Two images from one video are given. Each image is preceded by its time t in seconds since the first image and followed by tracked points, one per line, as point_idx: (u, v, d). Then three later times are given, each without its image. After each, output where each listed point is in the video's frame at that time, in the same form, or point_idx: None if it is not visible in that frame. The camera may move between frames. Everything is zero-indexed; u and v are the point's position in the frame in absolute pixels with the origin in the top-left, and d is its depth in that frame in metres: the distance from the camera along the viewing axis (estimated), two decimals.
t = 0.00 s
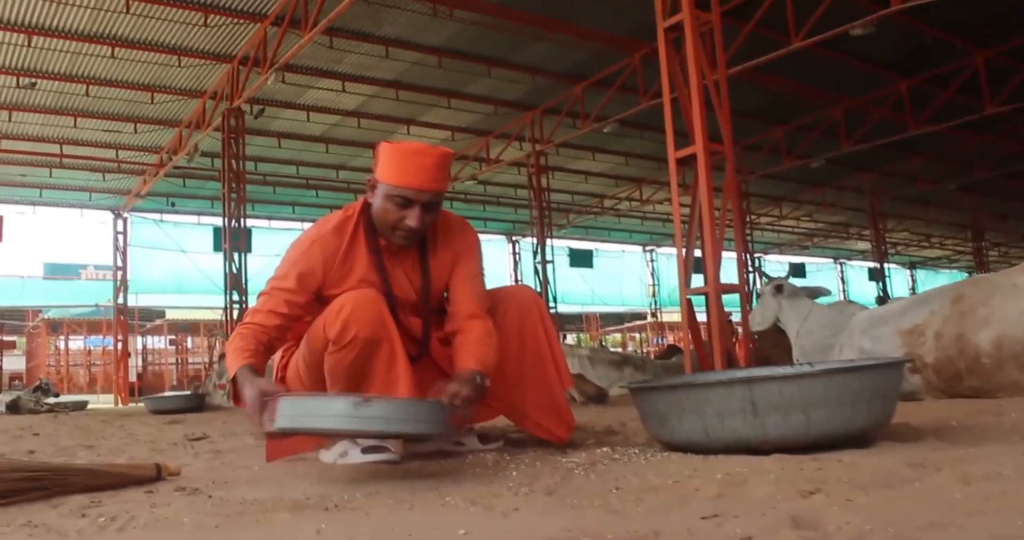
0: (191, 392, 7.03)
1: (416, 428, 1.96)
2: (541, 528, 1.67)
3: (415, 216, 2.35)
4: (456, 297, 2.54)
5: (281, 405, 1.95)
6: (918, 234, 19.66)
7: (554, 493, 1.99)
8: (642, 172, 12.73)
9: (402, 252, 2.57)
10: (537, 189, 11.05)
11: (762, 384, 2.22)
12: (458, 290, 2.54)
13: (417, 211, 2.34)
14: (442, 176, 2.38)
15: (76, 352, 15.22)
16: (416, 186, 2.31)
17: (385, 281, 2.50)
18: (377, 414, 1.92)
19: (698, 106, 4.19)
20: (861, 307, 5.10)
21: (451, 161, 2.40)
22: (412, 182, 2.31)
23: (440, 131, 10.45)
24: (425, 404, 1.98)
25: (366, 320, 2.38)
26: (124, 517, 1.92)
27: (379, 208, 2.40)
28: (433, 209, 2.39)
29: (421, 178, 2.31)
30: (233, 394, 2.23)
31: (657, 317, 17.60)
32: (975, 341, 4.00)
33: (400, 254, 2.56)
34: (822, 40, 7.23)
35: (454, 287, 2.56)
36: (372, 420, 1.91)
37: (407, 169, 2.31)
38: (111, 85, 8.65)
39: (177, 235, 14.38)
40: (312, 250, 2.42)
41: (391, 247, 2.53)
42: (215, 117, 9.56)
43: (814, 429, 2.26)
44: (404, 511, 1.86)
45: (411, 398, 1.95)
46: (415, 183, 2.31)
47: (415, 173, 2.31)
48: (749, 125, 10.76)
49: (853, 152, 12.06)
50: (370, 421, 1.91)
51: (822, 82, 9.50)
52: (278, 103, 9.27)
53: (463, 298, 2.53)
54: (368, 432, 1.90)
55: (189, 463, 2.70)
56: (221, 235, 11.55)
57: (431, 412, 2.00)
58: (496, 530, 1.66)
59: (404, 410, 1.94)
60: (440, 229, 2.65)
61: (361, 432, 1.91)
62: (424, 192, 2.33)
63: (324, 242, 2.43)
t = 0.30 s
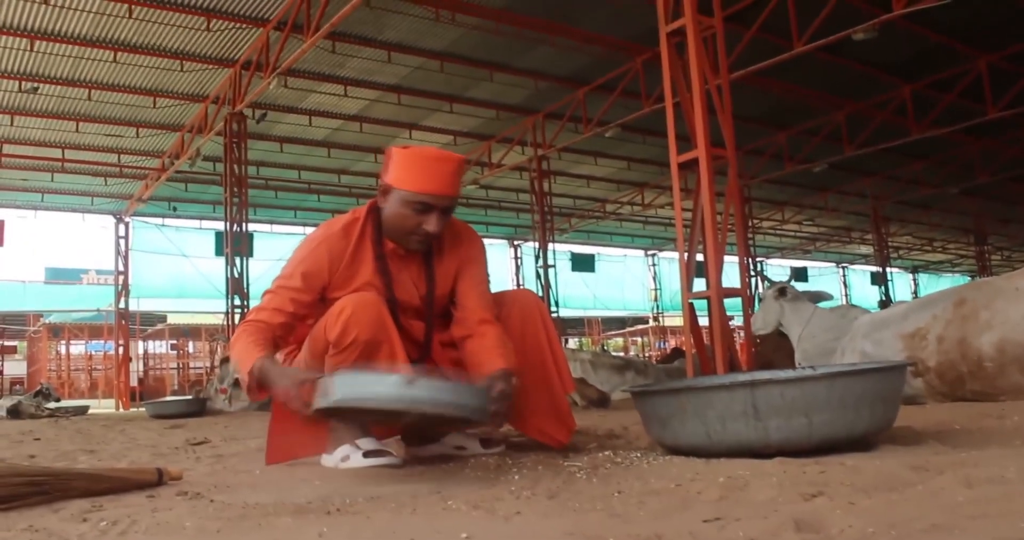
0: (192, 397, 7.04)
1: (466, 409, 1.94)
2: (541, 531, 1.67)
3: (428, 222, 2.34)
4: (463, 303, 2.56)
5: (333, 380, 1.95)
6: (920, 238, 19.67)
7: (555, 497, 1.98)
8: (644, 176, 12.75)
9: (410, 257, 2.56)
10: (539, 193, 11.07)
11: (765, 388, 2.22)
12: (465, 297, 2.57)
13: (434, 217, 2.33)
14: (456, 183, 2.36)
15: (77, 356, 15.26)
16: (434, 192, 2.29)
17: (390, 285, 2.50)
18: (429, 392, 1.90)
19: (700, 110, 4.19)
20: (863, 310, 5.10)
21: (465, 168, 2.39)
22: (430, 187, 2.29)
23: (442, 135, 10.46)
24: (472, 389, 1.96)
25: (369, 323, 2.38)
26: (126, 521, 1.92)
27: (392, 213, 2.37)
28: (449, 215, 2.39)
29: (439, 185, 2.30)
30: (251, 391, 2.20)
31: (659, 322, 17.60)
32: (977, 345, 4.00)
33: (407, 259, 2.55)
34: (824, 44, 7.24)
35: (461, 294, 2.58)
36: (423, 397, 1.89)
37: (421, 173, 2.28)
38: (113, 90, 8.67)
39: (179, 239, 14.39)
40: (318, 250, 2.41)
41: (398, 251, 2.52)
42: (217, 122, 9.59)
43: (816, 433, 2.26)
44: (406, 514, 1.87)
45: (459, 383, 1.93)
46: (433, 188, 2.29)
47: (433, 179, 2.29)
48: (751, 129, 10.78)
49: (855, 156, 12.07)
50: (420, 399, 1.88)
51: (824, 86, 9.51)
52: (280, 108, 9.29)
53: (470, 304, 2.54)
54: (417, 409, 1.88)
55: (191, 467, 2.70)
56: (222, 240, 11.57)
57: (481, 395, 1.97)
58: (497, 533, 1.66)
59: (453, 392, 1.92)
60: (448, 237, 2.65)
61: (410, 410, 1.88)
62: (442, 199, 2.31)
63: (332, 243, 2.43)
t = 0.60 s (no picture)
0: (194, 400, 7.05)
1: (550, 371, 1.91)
2: (543, 533, 1.67)
3: (446, 224, 2.29)
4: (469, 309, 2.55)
5: (417, 338, 1.88)
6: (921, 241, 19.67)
7: (558, 499, 1.99)
8: (645, 180, 12.77)
9: (422, 260, 2.53)
10: (540, 196, 11.08)
11: (766, 390, 2.22)
12: (472, 303, 2.56)
13: (458, 219, 2.29)
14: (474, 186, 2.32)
15: (79, 359, 15.28)
16: (461, 194, 2.24)
17: (398, 286, 2.47)
18: (515, 351, 1.86)
19: (701, 113, 4.19)
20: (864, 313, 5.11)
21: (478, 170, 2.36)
22: (456, 190, 2.23)
23: (444, 138, 10.48)
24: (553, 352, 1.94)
25: (374, 325, 2.36)
26: (129, 523, 1.93)
27: (412, 214, 2.30)
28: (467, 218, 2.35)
29: (463, 188, 2.25)
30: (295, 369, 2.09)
31: (660, 325, 17.60)
32: (978, 347, 3.99)
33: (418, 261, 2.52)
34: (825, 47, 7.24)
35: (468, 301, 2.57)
36: (515, 356, 1.86)
37: (442, 177, 2.23)
38: (115, 93, 8.69)
39: (180, 241, 14.46)
40: (335, 246, 2.39)
41: (410, 252, 2.50)
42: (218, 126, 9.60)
43: (818, 435, 2.26)
44: (408, 516, 1.87)
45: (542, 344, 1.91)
46: (460, 192, 2.24)
47: (459, 182, 2.24)
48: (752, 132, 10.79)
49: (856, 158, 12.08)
50: (512, 355, 1.84)
51: (824, 89, 9.51)
52: (282, 111, 9.30)
53: (478, 311, 2.53)
54: (509, 369, 1.84)
55: (193, 470, 2.71)
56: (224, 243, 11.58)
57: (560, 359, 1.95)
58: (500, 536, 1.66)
59: (537, 351, 1.90)
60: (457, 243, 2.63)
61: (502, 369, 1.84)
62: (467, 201, 2.27)
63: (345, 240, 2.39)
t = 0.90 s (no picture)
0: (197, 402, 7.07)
1: (651, 324, 1.75)
2: (546, 533, 1.68)
3: (467, 225, 2.20)
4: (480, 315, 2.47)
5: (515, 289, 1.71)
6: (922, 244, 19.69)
7: (560, 499, 1.99)
8: (645, 182, 12.80)
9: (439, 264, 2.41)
10: (541, 198, 11.10)
11: (767, 392, 2.23)
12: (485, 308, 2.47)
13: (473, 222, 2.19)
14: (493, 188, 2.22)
15: (80, 361, 15.29)
16: (479, 195, 2.15)
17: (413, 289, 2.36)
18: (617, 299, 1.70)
19: (703, 115, 4.19)
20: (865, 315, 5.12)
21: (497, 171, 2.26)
22: (475, 190, 2.14)
23: (445, 141, 10.49)
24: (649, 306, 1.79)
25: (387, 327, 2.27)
26: (132, 523, 1.93)
27: (428, 215, 2.21)
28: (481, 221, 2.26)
29: (482, 189, 2.16)
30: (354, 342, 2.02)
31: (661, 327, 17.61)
32: (979, 349, 3.99)
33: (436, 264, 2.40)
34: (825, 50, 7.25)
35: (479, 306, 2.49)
36: (621, 302, 1.68)
37: (462, 177, 2.13)
38: (117, 95, 8.70)
39: (182, 244, 14.49)
40: (358, 240, 2.24)
41: (429, 253, 2.38)
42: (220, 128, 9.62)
43: (819, 436, 2.26)
44: (410, 516, 1.87)
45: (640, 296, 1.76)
46: (479, 193, 2.15)
47: (478, 183, 2.15)
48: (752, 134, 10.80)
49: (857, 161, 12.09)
50: (617, 297, 1.68)
51: (826, 91, 9.52)
52: (284, 113, 9.32)
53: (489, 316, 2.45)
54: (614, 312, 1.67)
55: (195, 471, 2.71)
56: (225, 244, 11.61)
57: (659, 315, 1.80)
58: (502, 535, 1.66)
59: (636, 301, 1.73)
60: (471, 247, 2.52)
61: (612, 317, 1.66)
62: (485, 203, 2.18)
63: (366, 236, 2.25)
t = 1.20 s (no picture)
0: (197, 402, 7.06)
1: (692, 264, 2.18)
2: (547, 532, 1.68)
3: (484, 226, 2.20)
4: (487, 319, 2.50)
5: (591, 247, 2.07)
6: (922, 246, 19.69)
7: (560, 500, 1.99)
8: (646, 184, 12.81)
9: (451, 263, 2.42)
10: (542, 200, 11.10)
11: (768, 393, 2.23)
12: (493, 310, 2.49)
13: (491, 224, 2.20)
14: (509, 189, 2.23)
15: (81, 362, 15.28)
16: (498, 197, 2.16)
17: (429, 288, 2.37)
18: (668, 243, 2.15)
19: (703, 117, 4.19)
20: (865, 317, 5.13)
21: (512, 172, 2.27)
22: (495, 193, 2.16)
23: (446, 143, 10.50)
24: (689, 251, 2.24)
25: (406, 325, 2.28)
26: (134, 523, 1.93)
27: (447, 214, 2.22)
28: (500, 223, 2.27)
29: (501, 192, 2.18)
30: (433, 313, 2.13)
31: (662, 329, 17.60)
32: (980, 351, 3.99)
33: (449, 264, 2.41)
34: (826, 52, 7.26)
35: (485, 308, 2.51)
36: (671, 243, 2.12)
37: (482, 178, 2.14)
38: (119, 96, 8.72)
39: (183, 244, 14.51)
40: (385, 233, 2.27)
41: (444, 253, 2.40)
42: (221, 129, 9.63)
43: (819, 436, 2.27)
44: (411, 516, 1.88)
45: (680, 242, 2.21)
46: (498, 195, 2.16)
47: (497, 185, 2.17)
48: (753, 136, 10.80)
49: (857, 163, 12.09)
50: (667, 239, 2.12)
51: (826, 93, 9.52)
52: (285, 115, 9.34)
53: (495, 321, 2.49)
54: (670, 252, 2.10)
55: (196, 471, 2.72)
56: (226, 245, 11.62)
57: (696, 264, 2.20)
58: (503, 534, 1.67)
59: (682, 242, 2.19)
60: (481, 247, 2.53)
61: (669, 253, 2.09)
62: (503, 204, 2.19)
63: (392, 231, 2.27)
